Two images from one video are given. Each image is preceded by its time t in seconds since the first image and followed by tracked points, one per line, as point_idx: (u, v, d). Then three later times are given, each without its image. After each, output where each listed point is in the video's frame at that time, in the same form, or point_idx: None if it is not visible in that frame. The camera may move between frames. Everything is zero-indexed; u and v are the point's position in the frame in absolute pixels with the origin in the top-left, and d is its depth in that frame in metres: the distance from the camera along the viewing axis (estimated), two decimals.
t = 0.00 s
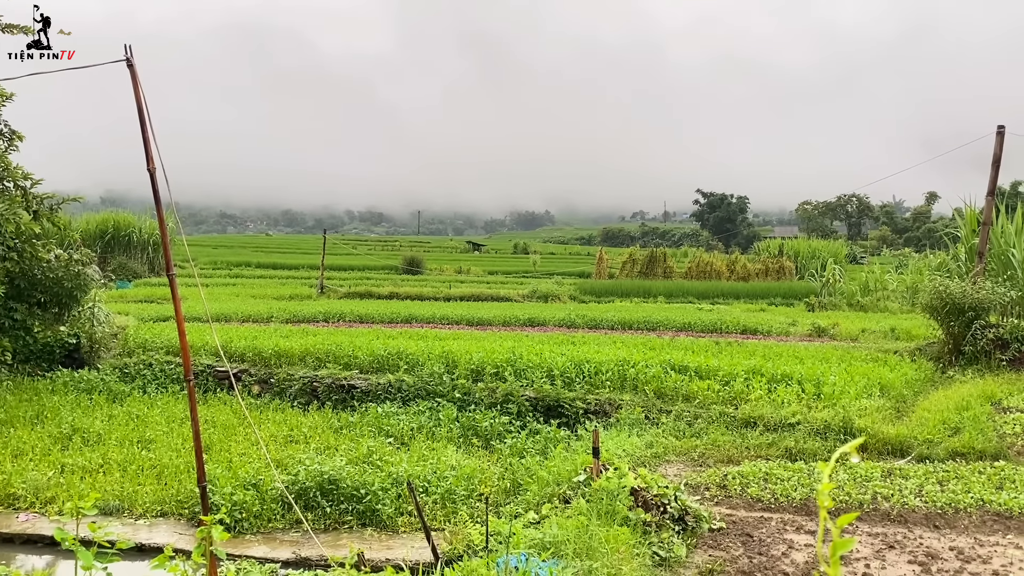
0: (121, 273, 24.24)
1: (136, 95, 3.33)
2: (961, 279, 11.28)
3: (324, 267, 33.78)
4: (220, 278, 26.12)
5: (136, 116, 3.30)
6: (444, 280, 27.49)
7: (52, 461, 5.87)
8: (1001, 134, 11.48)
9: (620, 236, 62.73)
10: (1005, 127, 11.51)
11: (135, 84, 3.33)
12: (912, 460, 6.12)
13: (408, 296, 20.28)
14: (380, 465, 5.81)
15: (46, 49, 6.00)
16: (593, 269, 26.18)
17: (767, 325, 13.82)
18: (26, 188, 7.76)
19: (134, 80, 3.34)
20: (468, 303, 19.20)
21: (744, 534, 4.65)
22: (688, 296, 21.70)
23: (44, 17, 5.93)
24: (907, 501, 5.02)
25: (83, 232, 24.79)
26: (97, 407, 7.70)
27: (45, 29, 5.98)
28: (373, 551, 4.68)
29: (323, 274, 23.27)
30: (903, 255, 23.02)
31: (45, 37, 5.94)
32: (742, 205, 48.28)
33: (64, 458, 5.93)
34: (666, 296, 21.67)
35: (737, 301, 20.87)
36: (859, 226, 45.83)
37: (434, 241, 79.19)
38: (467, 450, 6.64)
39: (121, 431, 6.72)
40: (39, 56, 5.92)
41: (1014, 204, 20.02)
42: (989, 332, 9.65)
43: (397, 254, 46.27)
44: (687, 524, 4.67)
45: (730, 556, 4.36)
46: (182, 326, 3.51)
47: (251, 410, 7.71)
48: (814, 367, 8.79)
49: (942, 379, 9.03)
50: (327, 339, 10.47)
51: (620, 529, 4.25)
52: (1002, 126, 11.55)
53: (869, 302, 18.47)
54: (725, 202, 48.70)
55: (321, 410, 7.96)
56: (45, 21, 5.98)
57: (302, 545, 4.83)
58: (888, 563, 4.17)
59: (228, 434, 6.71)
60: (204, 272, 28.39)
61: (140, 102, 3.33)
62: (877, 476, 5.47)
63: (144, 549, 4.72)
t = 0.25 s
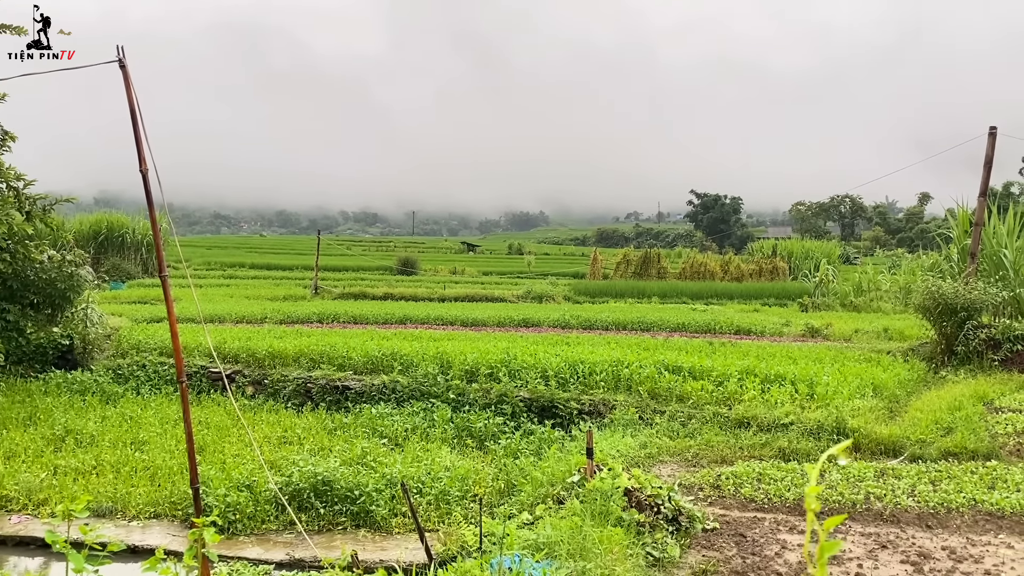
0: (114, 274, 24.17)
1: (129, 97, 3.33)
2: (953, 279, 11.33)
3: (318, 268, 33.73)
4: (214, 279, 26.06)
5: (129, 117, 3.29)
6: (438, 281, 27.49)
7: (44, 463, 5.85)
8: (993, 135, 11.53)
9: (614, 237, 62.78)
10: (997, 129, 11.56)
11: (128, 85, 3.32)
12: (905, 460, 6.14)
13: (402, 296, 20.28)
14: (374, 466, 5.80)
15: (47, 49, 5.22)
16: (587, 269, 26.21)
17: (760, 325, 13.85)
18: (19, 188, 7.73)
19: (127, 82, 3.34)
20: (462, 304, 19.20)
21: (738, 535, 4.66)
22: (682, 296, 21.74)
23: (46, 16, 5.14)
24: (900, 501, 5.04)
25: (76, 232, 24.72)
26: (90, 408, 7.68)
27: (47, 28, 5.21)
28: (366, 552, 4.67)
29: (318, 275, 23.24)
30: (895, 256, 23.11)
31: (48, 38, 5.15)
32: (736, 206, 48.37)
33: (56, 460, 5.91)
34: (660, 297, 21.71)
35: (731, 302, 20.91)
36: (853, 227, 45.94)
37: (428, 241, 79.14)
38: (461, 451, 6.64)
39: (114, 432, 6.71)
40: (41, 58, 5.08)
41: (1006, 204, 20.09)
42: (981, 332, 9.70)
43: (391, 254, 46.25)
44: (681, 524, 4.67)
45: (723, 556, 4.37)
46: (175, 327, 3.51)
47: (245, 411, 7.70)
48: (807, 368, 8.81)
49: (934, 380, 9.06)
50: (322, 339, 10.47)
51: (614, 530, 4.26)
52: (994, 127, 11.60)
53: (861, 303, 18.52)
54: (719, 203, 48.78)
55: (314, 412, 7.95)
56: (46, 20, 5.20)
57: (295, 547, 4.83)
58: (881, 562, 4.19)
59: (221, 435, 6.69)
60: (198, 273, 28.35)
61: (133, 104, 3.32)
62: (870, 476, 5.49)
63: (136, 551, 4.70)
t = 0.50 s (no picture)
0: (105, 275, 24.08)
1: (118, 98, 3.32)
2: (942, 280, 11.39)
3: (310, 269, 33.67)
4: (205, 280, 25.99)
5: (118, 119, 3.28)
6: (430, 282, 27.48)
7: (33, 465, 5.82)
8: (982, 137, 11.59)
9: (606, 237, 62.86)
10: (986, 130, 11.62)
11: (117, 86, 3.30)
12: (895, 461, 6.16)
13: (394, 297, 20.26)
14: (366, 468, 5.79)
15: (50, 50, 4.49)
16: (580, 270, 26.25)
17: (752, 326, 13.89)
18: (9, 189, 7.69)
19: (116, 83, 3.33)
20: (454, 305, 19.19)
21: (728, 535, 4.67)
22: (674, 297, 21.78)
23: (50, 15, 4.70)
24: (890, 501, 5.06)
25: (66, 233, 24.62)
26: (80, 410, 7.65)
27: (48, 29, 4.48)
28: (357, 554, 4.67)
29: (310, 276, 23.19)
30: (886, 256, 23.21)
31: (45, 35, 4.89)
32: (728, 207, 48.47)
33: (46, 462, 5.88)
34: (652, 297, 21.75)
35: (723, 302, 20.95)
36: (844, 227, 46.09)
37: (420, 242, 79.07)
38: (453, 453, 6.64)
39: (104, 434, 6.68)
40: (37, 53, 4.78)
41: (995, 205, 20.18)
42: (971, 332, 9.74)
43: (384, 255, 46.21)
44: (672, 525, 4.67)
45: (714, 557, 4.38)
46: (164, 329, 3.50)
47: (236, 413, 7.68)
48: (798, 368, 8.83)
49: (924, 380, 9.10)
50: (313, 341, 10.45)
51: (605, 531, 4.26)
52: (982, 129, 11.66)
53: (852, 303, 18.58)
54: (711, 204, 48.89)
55: (306, 413, 7.93)
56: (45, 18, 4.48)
57: (287, 549, 4.82)
58: (871, 562, 4.20)
59: (212, 437, 6.67)
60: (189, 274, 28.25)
61: (122, 105, 3.31)
62: (860, 476, 5.51)
63: (126, 554, 4.69)
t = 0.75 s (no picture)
0: (94, 277, 23.97)
1: (105, 101, 3.31)
2: (931, 281, 11.45)
3: (301, 270, 33.60)
4: (195, 281, 25.91)
5: (105, 120, 3.27)
6: (422, 283, 27.45)
7: (21, 468, 5.79)
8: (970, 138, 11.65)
9: (598, 239, 62.91)
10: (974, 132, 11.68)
11: (103, 88, 3.30)
12: (884, 461, 6.18)
13: (385, 299, 20.23)
14: (356, 470, 5.78)
15: (49, 52, 4.10)
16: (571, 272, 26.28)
17: (742, 327, 13.92)
18: None
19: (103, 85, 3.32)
20: (446, 306, 19.18)
21: (718, 536, 4.68)
22: (665, 298, 21.82)
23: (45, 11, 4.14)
24: (878, 501, 5.08)
25: (55, 235, 24.51)
26: (69, 412, 7.61)
27: (48, 29, 4.09)
28: (347, 556, 4.66)
29: (301, 278, 23.15)
30: (875, 258, 23.32)
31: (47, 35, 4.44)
32: (719, 208, 48.61)
33: (33, 465, 5.85)
34: (643, 298, 21.79)
35: (713, 303, 21.01)
36: (834, 229, 46.25)
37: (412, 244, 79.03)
38: (443, 455, 6.63)
39: (93, 437, 6.65)
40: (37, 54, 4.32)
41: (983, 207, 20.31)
42: (959, 333, 9.78)
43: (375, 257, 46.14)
44: (662, 526, 4.68)
45: (704, 558, 4.39)
46: (152, 331, 3.49)
47: (226, 415, 7.65)
48: (788, 369, 8.86)
49: (913, 381, 9.15)
50: (303, 342, 10.42)
51: (594, 532, 4.27)
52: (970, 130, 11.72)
53: (842, 304, 18.66)
54: (702, 205, 49.00)
55: (296, 415, 7.91)
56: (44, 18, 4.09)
57: (276, 551, 4.81)
58: (859, 562, 4.22)
59: (201, 439, 6.65)
60: (179, 276, 28.15)
61: (108, 106, 3.31)
62: (849, 476, 5.53)
63: (114, 556, 4.67)
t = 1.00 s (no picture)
0: (84, 278, 23.88)
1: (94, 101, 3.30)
2: (922, 281, 11.49)
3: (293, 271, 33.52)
4: (186, 282, 25.82)
5: (93, 119, 3.25)
6: (414, 284, 27.40)
7: (10, 470, 5.76)
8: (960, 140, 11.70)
9: (590, 239, 62.96)
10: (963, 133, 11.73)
11: (92, 88, 3.28)
12: (875, 461, 6.19)
13: (377, 300, 20.20)
14: (347, 471, 5.77)
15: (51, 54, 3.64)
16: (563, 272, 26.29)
17: (733, 327, 13.95)
18: None
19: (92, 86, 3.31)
20: (438, 307, 19.17)
21: (709, 536, 4.68)
22: (657, 299, 21.85)
23: (45, 9, 3.60)
24: (869, 501, 5.09)
25: (45, 235, 24.40)
26: (58, 414, 7.57)
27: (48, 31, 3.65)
28: (338, 558, 4.64)
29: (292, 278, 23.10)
30: (865, 258, 23.41)
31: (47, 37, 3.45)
32: (711, 209, 48.69)
33: (22, 467, 5.82)
34: (635, 299, 21.80)
35: (705, 304, 21.04)
36: (825, 229, 46.41)
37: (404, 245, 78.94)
38: (435, 456, 6.62)
39: (82, 438, 6.61)
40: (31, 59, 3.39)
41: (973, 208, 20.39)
42: (950, 334, 9.82)
43: (367, 257, 46.06)
44: (654, 526, 4.68)
45: (695, 558, 4.39)
46: (140, 333, 3.48)
47: (217, 416, 7.62)
48: (779, 369, 8.87)
49: (904, 381, 9.18)
50: (295, 343, 10.39)
51: (586, 533, 4.26)
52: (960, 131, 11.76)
53: (833, 305, 18.71)
54: (693, 206, 49.09)
55: (287, 417, 7.89)
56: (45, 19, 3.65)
57: (267, 552, 4.79)
58: (850, 562, 4.22)
59: (192, 441, 6.61)
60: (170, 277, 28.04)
61: (97, 106, 3.29)
62: (840, 476, 5.54)
63: (103, 558, 4.64)
